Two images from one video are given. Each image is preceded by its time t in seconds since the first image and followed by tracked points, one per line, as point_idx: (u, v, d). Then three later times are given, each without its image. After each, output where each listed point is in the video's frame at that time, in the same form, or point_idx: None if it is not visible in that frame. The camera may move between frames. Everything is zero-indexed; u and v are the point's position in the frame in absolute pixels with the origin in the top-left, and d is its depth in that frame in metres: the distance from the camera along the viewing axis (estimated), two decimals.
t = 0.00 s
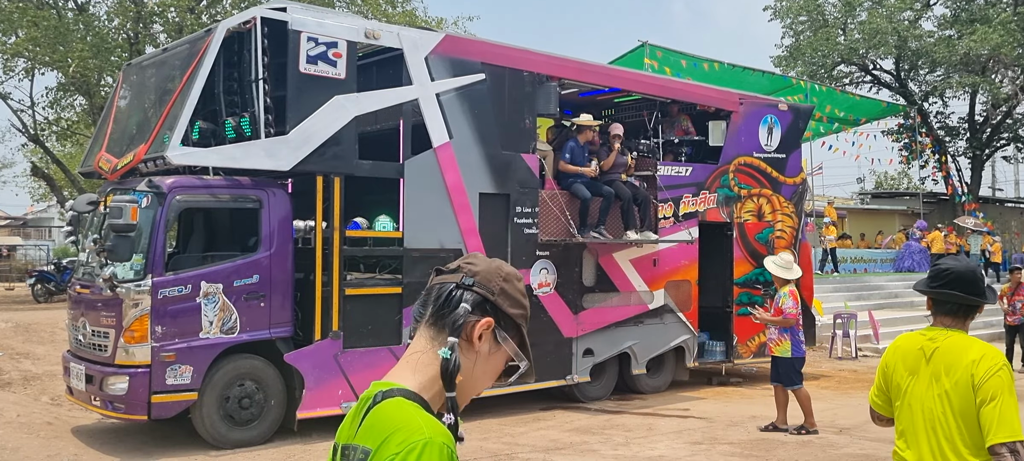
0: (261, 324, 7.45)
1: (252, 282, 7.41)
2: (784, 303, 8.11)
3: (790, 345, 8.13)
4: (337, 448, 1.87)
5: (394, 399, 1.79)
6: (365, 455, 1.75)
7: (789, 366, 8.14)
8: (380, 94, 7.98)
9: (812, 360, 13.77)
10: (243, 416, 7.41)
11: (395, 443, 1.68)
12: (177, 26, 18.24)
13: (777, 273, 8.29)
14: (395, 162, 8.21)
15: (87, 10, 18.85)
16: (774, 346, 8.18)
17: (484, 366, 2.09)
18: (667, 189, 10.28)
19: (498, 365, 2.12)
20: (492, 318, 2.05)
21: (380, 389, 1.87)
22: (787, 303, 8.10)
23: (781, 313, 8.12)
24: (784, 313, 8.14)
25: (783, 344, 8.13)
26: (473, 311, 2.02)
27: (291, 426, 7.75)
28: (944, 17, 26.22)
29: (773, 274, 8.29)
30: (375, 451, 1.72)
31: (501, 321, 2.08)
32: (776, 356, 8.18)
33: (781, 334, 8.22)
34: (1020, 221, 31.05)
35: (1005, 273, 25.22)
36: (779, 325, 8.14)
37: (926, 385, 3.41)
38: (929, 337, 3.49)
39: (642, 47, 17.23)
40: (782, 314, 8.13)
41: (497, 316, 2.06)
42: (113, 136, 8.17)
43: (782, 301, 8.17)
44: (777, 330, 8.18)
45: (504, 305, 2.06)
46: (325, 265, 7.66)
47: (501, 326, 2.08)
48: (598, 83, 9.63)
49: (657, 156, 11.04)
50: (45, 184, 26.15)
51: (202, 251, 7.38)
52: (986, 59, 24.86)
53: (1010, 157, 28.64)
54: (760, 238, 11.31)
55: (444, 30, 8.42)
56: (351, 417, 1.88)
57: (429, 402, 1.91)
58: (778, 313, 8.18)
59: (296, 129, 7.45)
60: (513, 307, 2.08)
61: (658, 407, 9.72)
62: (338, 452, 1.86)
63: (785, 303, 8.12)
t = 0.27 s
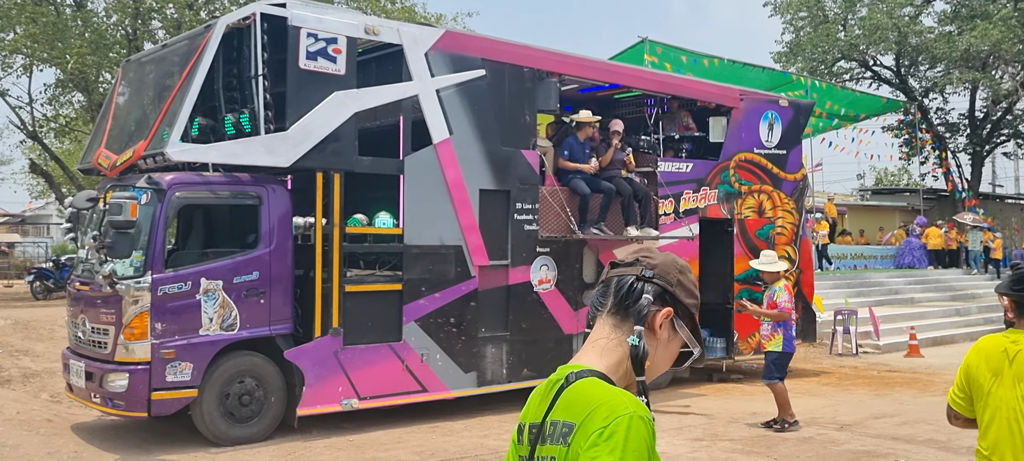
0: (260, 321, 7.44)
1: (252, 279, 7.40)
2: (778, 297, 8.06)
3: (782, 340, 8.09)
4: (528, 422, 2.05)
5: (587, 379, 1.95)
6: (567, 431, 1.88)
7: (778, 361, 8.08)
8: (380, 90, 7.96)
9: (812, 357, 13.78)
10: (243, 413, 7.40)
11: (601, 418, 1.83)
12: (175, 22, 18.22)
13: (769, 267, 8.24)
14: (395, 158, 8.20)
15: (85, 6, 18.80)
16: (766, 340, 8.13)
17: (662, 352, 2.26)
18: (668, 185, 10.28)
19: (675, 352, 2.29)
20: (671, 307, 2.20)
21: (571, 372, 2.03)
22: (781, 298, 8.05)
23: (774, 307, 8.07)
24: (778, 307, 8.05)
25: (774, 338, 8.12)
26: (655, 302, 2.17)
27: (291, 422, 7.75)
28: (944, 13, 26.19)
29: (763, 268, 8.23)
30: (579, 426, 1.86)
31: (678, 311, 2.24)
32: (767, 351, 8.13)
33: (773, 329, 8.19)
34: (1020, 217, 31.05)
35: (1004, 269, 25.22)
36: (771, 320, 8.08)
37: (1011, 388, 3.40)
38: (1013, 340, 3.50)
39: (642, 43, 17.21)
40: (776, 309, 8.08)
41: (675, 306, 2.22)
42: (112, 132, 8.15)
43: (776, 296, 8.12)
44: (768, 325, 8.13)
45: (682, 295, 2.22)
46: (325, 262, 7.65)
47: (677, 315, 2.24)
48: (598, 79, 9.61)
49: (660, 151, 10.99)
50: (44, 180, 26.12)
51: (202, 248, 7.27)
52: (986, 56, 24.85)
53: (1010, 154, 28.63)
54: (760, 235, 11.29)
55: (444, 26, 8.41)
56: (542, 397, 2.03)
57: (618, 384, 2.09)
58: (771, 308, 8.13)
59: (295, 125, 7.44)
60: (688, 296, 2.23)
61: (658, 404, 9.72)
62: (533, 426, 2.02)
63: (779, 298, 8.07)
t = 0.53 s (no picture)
0: (261, 320, 7.45)
1: (253, 278, 7.40)
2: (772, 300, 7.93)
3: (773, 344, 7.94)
4: (698, 407, 2.16)
5: (765, 377, 2.05)
6: (744, 421, 1.99)
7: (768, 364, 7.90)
8: (380, 90, 7.96)
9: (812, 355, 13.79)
10: (244, 412, 7.40)
11: (781, 414, 1.94)
12: (175, 22, 18.21)
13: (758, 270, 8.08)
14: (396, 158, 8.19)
15: (84, 5, 18.79)
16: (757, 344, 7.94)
17: (836, 356, 2.30)
18: (669, 184, 10.28)
19: (847, 354, 2.33)
20: (847, 313, 2.24)
21: (746, 368, 2.13)
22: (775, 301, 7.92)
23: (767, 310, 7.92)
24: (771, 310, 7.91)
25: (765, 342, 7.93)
26: (831, 308, 2.23)
27: (293, 422, 7.75)
28: (943, 12, 26.20)
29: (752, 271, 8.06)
30: (759, 419, 1.96)
31: (852, 317, 2.27)
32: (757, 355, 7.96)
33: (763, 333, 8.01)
34: (1020, 215, 31.08)
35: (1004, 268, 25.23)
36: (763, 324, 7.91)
37: None
38: None
39: (642, 42, 17.21)
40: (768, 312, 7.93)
41: (852, 311, 2.25)
42: (113, 132, 8.15)
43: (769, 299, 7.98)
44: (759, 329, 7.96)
45: (856, 302, 2.25)
46: (326, 261, 7.65)
47: (852, 321, 2.27)
48: (598, 78, 9.60)
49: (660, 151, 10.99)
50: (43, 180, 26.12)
51: (202, 247, 7.28)
52: (985, 54, 24.87)
53: (1009, 152, 28.65)
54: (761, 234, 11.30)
55: (444, 25, 8.42)
56: (717, 387, 2.14)
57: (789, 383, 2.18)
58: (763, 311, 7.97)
59: (296, 125, 7.44)
60: (861, 303, 2.26)
61: (658, 403, 9.72)
62: (705, 412, 2.13)
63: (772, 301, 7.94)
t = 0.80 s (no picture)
0: (263, 320, 7.45)
1: (255, 279, 7.41)
2: (757, 303, 7.87)
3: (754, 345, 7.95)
4: (863, 383, 2.51)
5: (935, 357, 2.38)
6: (926, 396, 2.32)
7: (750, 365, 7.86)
8: (382, 90, 7.97)
9: (812, 355, 13.81)
10: (247, 412, 7.40)
11: (963, 389, 2.27)
12: (174, 22, 18.21)
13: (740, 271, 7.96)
14: (397, 158, 8.20)
15: (84, 6, 18.79)
16: (739, 346, 7.88)
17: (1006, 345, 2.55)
18: (669, 184, 10.29)
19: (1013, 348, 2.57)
20: (1016, 306, 2.50)
21: (917, 349, 2.47)
22: (760, 304, 7.88)
23: (752, 313, 7.86)
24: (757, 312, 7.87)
25: (747, 342, 7.86)
26: (1002, 300, 2.50)
27: (295, 422, 7.75)
28: (942, 12, 26.24)
29: (734, 271, 7.92)
30: (940, 393, 2.30)
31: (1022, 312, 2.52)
32: (738, 357, 7.90)
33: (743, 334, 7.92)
34: (1019, 215, 31.13)
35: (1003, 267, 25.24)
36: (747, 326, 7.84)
37: None
38: None
39: (642, 42, 17.22)
40: (752, 314, 7.88)
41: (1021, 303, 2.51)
42: (114, 132, 8.15)
43: (752, 301, 7.91)
44: (742, 330, 7.89)
45: None
46: (327, 261, 7.65)
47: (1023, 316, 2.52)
48: (598, 78, 9.61)
49: (660, 151, 11.01)
50: (42, 181, 26.09)
51: (204, 247, 7.29)
52: (984, 54, 24.92)
53: (1008, 152, 28.69)
54: (761, 234, 11.31)
55: (445, 26, 8.42)
56: (886, 363, 2.49)
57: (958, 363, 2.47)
58: (746, 313, 7.90)
59: (298, 125, 7.44)
60: None
61: (660, 402, 9.74)
62: (871, 387, 2.48)
63: (757, 303, 7.88)
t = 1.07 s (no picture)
0: (265, 320, 7.46)
1: (257, 278, 7.43)
2: (736, 297, 7.64)
3: (737, 341, 7.71)
4: (985, 383, 2.55)
5: None
6: None
7: (732, 363, 7.71)
8: (384, 90, 7.98)
9: (811, 354, 13.85)
10: (249, 411, 7.42)
11: None
12: (175, 23, 18.22)
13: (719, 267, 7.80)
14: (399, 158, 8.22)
15: (85, 6, 18.79)
16: (721, 343, 7.67)
17: None
18: (669, 184, 10.32)
19: None
20: None
21: None
22: (739, 297, 7.65)
23: (731, 308, 7.64)
24: (737, 308, 7.65)
25: (728, 340, 7.68)
26: None
27: (297, 421, 7.77)
28: (940, 12, 26.30)
29: (716, 266, 7.84)
30: None
31: None
32: (721, 354, 7.68)
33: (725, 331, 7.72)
34: (1016, 215, 31.21)
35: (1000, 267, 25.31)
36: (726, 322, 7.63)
37: None
38: None
39: (641, 43, 17.25)
40: (732, 309, 7.65)
41: None
42: (116, 133, 8.17)
43: (732, 296, 7.69)
44: (722, 327, 7.69)
45: None
46: (329, 261, 7.66)
47: None
48: (598, 78, 9.64)
49: (659, 151, 11.04)
50: (42, 181, 26.08)
51: (206, 247, 7.32)
52: (981, 54, 25.00)
53: (1005, 152, 28.76)
54: (760, 233, 11.34)
55: (447, 26, 8.45)
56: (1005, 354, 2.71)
57: None
58: (725, 309, 7.68)
59: (300, 125, 7.46)
60: None
61: (660, 401, 9.77)
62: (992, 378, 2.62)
63: (736, 298, 7.66)
